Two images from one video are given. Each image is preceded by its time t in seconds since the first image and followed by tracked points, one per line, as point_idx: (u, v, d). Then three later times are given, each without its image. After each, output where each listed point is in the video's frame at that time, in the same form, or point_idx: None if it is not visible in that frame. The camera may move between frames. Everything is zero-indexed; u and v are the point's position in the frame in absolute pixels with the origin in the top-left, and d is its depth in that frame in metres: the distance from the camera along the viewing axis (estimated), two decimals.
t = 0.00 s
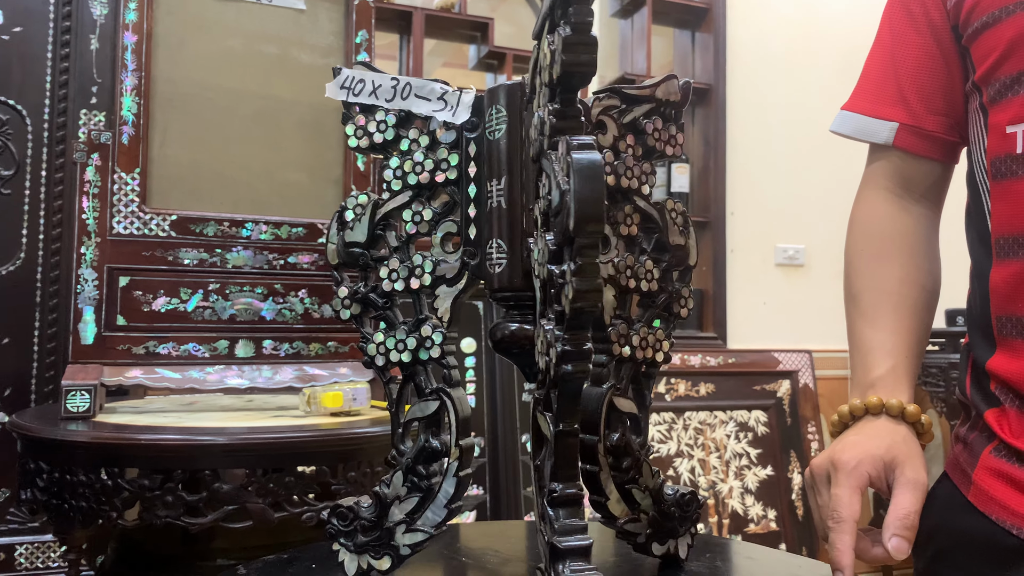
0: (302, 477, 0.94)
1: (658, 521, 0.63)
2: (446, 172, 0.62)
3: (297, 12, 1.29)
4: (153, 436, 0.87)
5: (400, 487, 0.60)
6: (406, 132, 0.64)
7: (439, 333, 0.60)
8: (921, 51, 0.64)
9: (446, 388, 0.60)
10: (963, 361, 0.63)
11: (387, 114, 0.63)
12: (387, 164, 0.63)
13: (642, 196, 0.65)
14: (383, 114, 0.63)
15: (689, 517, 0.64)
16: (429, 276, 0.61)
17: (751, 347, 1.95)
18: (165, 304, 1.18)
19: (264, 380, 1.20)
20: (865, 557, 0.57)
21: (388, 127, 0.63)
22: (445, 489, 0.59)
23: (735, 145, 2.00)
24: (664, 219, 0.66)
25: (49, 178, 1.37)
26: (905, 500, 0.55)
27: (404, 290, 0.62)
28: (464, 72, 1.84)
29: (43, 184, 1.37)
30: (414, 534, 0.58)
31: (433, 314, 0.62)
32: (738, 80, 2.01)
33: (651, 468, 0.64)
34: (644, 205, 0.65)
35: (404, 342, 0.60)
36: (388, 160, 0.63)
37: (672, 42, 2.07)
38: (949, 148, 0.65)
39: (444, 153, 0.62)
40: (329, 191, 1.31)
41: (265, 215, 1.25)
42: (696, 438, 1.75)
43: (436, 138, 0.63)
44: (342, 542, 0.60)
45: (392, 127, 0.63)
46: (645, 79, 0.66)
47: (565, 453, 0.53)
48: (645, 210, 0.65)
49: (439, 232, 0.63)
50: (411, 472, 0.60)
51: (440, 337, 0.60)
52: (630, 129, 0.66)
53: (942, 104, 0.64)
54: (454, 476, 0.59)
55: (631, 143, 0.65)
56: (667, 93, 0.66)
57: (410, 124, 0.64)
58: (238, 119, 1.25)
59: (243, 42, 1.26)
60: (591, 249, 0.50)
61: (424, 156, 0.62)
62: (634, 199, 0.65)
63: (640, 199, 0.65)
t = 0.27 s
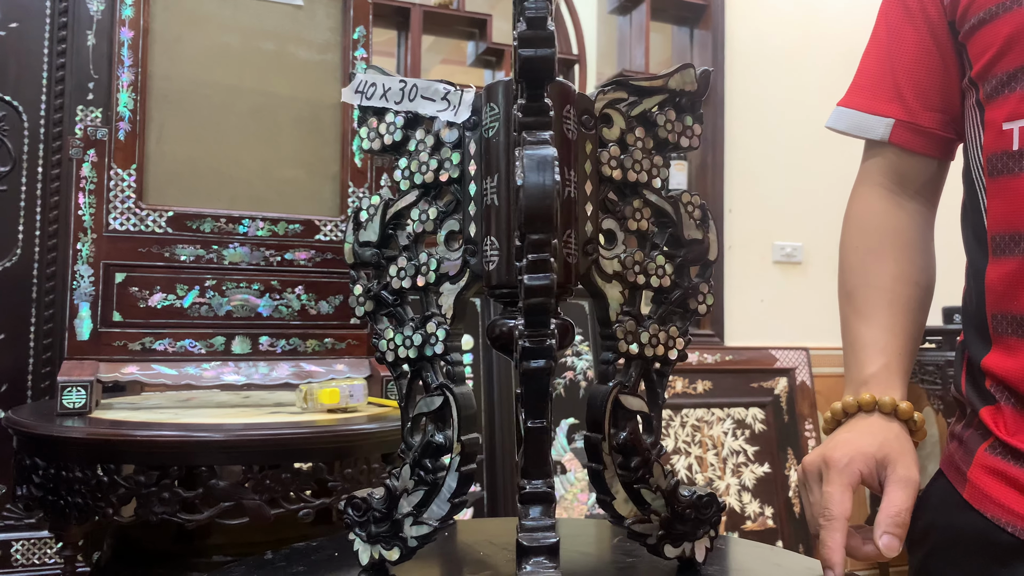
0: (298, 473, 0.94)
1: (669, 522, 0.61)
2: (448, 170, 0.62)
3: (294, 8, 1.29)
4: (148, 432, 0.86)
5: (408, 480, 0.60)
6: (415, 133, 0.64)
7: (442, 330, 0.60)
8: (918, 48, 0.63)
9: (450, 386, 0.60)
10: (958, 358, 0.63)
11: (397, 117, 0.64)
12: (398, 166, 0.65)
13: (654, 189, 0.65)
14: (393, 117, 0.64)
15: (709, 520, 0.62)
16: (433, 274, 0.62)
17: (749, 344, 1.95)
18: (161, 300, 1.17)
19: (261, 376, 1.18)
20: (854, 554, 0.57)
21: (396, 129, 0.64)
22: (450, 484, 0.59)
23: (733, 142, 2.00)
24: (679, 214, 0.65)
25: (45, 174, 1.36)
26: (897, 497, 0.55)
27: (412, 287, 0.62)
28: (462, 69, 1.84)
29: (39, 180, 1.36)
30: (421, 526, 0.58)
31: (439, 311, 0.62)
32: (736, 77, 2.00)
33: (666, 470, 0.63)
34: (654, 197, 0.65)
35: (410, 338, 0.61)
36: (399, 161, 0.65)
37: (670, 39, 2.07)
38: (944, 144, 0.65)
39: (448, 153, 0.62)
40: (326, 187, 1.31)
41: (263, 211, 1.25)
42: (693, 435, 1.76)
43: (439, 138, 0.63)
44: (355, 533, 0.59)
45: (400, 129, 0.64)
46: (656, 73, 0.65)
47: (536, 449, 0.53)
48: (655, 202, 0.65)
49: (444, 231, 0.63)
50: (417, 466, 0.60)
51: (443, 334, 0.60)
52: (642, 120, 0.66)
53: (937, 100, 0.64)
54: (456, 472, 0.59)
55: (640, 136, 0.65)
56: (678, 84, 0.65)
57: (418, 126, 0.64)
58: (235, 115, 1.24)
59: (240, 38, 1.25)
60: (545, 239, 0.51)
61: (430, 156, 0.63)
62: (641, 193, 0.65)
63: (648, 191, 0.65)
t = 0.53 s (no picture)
0: (297, 468, 0.94)
1: (682, 524, 0.60)
2: (457, 169, 0.61)
3: (293, 2, 1.29)
4: (146, 427, 0.86)
5: (420, 473, 0.61)
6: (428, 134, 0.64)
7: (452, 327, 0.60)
8: (916, 47, 0.64)
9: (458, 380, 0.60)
10: (954, 356, 0.64)
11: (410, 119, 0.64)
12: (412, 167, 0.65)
13: (666, 183, 0.63)
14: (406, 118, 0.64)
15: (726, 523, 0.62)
16: (442, 272, 0.61)
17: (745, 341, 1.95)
18: (159, 295, 1.17)
19: (259, 371, 1.19)
20: (849, 552, 0.58)
21: (410, 130, 0.64)
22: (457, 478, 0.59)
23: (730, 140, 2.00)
24: (694, 208, 0.63)
25: (42, 168, 1.36)
26: (892, 496, 0.55)
27: (425, 284, 0.63)
28: (459, 65, 1.84)
29: (36, 173, 1.36)
30: (432, 518, 0.59)
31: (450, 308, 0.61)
32: (734, 74, 2.01)
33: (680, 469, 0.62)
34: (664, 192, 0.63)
35: (421, 336, 0.61)
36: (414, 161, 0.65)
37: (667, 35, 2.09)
38: (942, 144, 0.65)
39: (456, 151, 0.62)
40: (324, 182, 1.30)
41: (261, 206, 1.25)
42: (689, 431, 1.76)
43: (450, 137, 0.63)
44: (375, 522, 0.62)
45: (414, 130, 0.64)
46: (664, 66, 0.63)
47: (509, 446, 0.53)
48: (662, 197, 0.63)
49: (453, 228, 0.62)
50: (429, 460, 0.60)
51: (451, 332, 0.60)
52: (652, 113, 0.64)
53: (936, 100, 0.64)
54: (462, 466, 0.58)
55: (650, 130, 0.63)
56: (691, 76, 0.63)
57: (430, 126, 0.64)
58: (233, 110, 1.24)
59: (238, 32, 1.25)
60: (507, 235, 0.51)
61: (439, 156, 0.62)
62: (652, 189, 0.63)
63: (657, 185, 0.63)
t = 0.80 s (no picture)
0: (293, 459, 0.94)
1: (689, 520, 0.60)
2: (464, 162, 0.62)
3: None
4: (142, 417, 0.86)
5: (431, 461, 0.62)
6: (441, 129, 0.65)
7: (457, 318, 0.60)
8: (913, 41, 0.64)
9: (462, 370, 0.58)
10: (950, 349, 0.64)
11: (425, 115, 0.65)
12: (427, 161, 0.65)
13: (672, 172, 0.63)
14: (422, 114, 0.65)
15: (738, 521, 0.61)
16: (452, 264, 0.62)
17: (740, 336, 1.96)
18: (155, 285, 1.17)
19: (255, 362, 1.20)
20: (841, 544, 0.58)
21: (424, 125, 0.65)
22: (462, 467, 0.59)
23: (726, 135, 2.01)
24: (704, 197, 0.64)
25: (37, 157, 1.35)
26: (885, 489, 0.55)
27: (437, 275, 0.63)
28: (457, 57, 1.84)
29: (31, 162, 1.35)
30: (441, 505, 0.60)
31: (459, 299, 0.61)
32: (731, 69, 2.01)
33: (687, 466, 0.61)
34: (671, 180, 0.63)
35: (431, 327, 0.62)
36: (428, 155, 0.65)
37: (665, 29, 2.10)
38: (937, 138, 0.66)
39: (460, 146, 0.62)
40: (321, 173, 1.30)
41: (258, 197, 1.25)
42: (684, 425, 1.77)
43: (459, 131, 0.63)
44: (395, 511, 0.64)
45: (429, 126, 0.65)
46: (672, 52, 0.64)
47: (485, 438, 0.52)
48: (669, 184, 0.63)
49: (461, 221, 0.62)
50: (439, 449, 0.61)
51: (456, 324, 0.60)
52: (660, 100, 0.64)
53: (932, 94, 0.64)
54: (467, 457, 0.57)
55: (657, 117, 0.63)
56: (702, 60, 0.64)
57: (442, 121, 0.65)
58: (230, 101, 1.24)
59: (236, 23, 1.25)
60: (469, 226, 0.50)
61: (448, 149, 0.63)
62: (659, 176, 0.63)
63: (664, 175, 0.63)
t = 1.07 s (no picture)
0: (292, 456, 0.94)
1: (695, 524, 0.60)
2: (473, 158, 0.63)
3: None
4: (141, 413, 0.86)
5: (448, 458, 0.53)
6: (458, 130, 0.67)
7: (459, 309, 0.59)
8: (913, 39, 0.64)
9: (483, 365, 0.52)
10: (947, 348, 0.64)
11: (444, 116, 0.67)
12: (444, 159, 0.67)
13: (678, 167, 0.63)
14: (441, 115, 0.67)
15: (750, 526, 0.61)
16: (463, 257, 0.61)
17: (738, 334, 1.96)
18: (154, 281, 1.17)
19: (254, 359, 1.20)
20: (837, 543, 0.59)
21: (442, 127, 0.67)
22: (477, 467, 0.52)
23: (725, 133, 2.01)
24: (713, 193, 0.64)
25: (35, 153, 1.35)
26: (880, 489, 0.56)
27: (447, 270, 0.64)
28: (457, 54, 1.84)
29: (30, 158, 1.35)
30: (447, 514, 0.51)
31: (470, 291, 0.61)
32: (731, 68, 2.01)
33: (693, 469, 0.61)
34: (677, 175, 0.63)
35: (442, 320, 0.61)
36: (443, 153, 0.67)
37: (665, 26, 2.10)
38: (936, 137, 0.66)
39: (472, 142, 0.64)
40: (321, 170, 1.30)
41: (257, 194, 1.24)
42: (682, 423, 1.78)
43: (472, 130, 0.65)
44: (412, 505, 0.57)
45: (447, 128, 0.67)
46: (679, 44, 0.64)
47: (463, 436, 0.51)
48: (675, 180, 0.63)
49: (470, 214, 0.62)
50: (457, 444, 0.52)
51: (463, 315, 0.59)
52: (667, 93, 0.64)
53: (930, 93, 0.64)
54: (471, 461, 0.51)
55: (662, 112, 0.63)
56: (710, 52, 0.64)
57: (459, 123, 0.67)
58: (229, 98, 1.23)
59: (235, 19, 1.24)
60: (435, 226, 0.49)
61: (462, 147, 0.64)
62: (665, 172, 0.63)
63: (668, 170, 0.63)
